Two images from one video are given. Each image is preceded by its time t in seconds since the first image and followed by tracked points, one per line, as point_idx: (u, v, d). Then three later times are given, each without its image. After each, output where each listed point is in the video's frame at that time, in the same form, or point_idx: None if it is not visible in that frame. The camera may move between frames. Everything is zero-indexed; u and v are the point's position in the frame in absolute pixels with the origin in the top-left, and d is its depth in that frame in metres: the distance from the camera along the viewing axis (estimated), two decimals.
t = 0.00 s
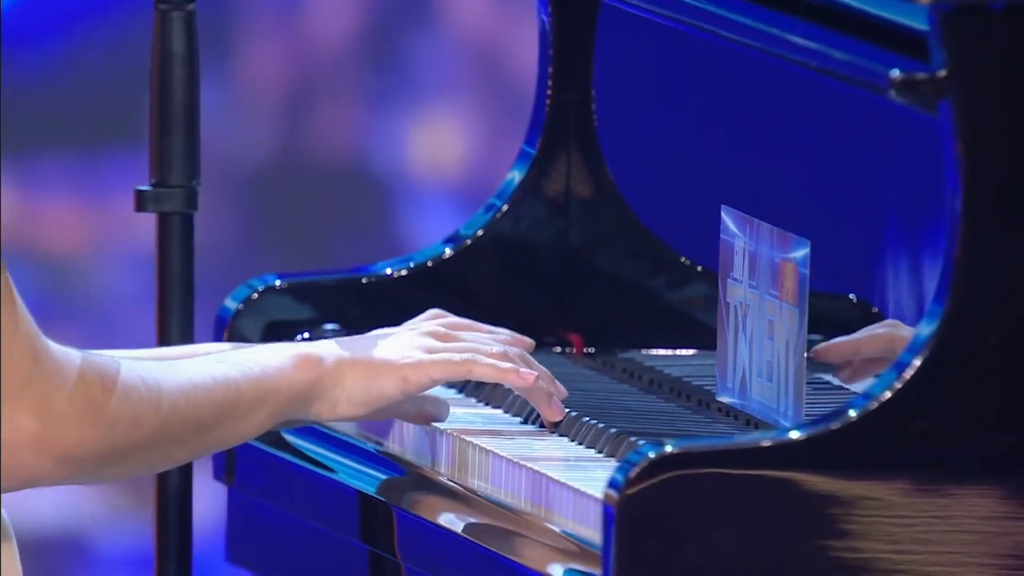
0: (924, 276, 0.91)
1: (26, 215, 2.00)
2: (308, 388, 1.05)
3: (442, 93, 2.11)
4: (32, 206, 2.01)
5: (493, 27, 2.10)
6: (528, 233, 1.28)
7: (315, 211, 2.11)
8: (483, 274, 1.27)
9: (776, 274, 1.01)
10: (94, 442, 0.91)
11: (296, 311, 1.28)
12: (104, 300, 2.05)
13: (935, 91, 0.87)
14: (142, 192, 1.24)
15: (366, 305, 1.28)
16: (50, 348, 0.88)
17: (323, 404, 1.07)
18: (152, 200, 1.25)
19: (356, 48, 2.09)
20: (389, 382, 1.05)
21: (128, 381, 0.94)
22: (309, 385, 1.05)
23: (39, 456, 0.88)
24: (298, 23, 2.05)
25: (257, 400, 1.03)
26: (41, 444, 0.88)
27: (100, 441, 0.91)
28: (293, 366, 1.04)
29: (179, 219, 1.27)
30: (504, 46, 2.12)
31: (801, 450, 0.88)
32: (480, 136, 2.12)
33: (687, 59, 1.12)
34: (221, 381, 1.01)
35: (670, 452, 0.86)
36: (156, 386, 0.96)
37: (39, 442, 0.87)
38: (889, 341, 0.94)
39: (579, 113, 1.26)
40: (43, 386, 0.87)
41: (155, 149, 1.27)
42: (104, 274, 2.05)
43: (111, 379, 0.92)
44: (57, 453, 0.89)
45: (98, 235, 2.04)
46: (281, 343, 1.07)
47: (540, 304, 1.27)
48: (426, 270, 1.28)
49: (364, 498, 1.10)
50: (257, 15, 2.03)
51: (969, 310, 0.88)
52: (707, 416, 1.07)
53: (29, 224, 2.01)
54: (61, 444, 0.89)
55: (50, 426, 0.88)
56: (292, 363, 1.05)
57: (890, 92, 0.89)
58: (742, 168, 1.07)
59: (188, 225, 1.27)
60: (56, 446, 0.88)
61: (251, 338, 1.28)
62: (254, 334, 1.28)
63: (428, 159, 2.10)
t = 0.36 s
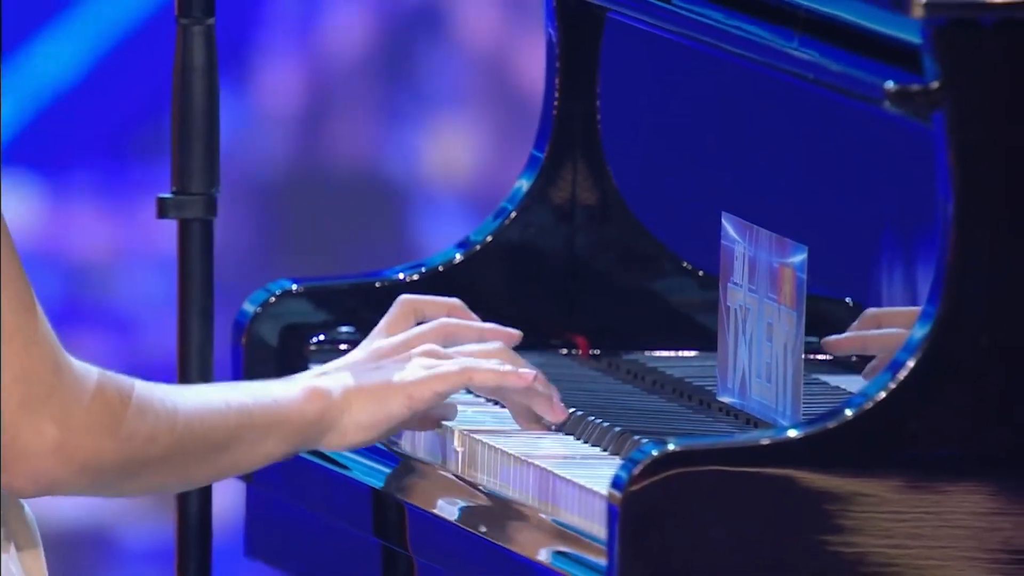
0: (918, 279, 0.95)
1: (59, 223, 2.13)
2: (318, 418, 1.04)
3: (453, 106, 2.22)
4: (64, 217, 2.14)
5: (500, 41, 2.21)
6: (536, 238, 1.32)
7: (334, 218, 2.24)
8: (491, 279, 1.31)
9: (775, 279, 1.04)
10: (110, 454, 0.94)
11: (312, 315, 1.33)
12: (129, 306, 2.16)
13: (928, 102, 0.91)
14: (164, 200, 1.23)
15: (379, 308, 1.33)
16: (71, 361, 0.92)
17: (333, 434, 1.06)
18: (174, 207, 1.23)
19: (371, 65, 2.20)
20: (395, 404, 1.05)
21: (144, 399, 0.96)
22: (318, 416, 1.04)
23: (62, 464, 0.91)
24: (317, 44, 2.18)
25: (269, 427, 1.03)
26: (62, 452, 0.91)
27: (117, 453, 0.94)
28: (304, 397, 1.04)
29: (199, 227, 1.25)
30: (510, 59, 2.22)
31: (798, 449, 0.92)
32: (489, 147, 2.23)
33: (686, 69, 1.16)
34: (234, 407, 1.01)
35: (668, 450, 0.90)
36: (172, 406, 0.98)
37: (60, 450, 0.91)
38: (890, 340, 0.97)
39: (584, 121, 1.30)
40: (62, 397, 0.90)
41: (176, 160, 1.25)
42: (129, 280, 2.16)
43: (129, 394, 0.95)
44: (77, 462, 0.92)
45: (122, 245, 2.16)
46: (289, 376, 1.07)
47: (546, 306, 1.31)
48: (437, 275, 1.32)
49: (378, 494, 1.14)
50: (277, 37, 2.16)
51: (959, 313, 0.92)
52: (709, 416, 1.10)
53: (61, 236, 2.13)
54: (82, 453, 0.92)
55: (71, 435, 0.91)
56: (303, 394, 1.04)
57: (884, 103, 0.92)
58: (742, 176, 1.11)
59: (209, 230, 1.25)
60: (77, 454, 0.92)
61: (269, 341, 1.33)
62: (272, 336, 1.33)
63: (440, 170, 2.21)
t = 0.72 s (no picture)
0: (914, 286, 0.98)
1: (85, 237, 2.01)
2: (337, 401, 1.09)
3: (467, 118, 2.13)
4: (88, 227, 2.02)
5: (516, 55, 2.13)
6: (545, 245, 1.35)
7: (344, 235, 2.14)
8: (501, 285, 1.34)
9: (775, 286, 1.08)
10: (139, 448, 0.98)
11: (329, 320, 1.36)
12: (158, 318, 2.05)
13: (923, 115, 0.95)
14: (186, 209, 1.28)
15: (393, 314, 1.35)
16: (102, 363, 0.96)
17: (351, 414, 1.11)
18: (196, 216, 1.29)
19: (385, 77, 2.11)
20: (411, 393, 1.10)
21: (171, 392, 1.01)
22: (338, 398, 1.09)
23: (92, 462, 0.96)
24: (332, 54, 2.09)
25: (291, 413, 1.08)
26: (93, 450, 0.95)
27: (146, 448, 0.99)
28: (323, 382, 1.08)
29: (220, 236, 1.30)
30: (524, 72, 2.14)
31: (798, 450, 0.95)
32: (501, 162, 2.15)
33: (689, 82, 1.20)
34: (258, 394, 1.06)
35: (673, 450, 0.94)
36: (199, 398, 1.03)
37: (91, 449, 0.95)
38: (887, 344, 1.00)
39: (591, 132, 1.33)
40: (92, 397, 0.94)
41: (198, 169, 1.30)
42: (157, 292, 2.04)
43: (159, 387, 1.00)
44: (107, 458, 0.97)
45: (148, 249, 2.04)
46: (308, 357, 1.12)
47: (553, 313, 1.34)
48: (449, 281, 1.35)
49: (393, 493, 1.18)
50: (292, 46, 2.07)
51: (952, 318, 0.96)
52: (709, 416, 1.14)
53: (87, 249, 2.02)
54: (112, 450, 0.97)
55: (101, 434, 0.96)
56: (323, 377, 1.09)
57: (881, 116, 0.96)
58: (744, 187, 1.14)
59: (230, 239, 1.31)
60: (106, 452, 0.96)
61: (287, 345, 1.36)
62: (290, 341, 1.36)
63: (451, 184, 2.13)
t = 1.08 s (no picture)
0: (906, 301, 1.02)
1: (104, 249, 2.00)
2: (354, 404, 1.10)
3: (477, 140, 2.12)
4: (106, 238, 2.00)
5: (525, 77, 2.12)
6: (551, 262, 1.39)
7: (356, 260, 2.11)
8: (508, 298, 1.38)
9: (773, 300, 1.12)
10: (161, 453, 0.96)
11: (342, 333, 1.38)
12: (175, 329, 2.04)
13: (915, 136, 0.98)
14: (204, 226, 1.45)
15: (408, 333, 1.39)
16: (121, 369, 0.94)
17: (369, 416, 1.11)
18: (214, 233, 1.46)
19: (395, 99, 2.09)
20: (428, 396, 1.14)
21: (190, 399, 0.98)
22: (354, 401, 1.10)
23: (114, 470, 0.94)
24: (342, 75, 2.07)
25: (309, 418, 1.06)
26: (117, 456, 0.93)
27: (167, 454, 0.96)
28: (342, 384, 1.09)
29: (235, 249, 1.48)
30: (532, 95, 2.13)
31: (795, 457, 0.99)
32: (509, 184, 2.14)
33: (688, 100, 1.24)
34: (277, 398, 1.04)
35: (673, 459, 0.98)
36: (218, 403, 1.00)
37: (114, 456, 0.93)
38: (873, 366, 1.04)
39: (594, 148, 1.37)
40: (114, 403, 0.92)
41: (217, 188, 1.47)
42: (175, 304, 2.03)
43: (177, 393, 0.98)
44: (128, 465, 0.94)
45: (167, 263, 2.02)
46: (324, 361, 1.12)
47: (557, 324, 1.38)
48: (458, 296, 1.39)
49: (409, 502, 1.22)
50: (300, 66, 2.05)
51: (941, 330, 0.99)
52: (710, 426, 1.18)
53: (106, 263, 2.00)
54: (135, 457, 0.95)
55: (124, 440, 0.94)
56: (340, 382, 1.09)
57: (874, 136, 1.00)
58: (742, 205, 1.18)
59: (245, 254, 1.48)
60: (130, 458, 0.94)
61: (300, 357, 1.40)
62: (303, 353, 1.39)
63: (459, 205, 2.12)
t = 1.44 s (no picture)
0: (895, 319, 1.06)
1: (126, 268, 2.06)
2: (367, 397, 1.19)
3: (482, 163, 2.18)
4: (128, 256, 2.06)
5: (527, 102, 2.19)
6: (552, 280, 1.42)
7: (367, 282, 2.17)
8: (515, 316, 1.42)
9: (767, 316, 1.16)
10: (185, 450, 1.05)
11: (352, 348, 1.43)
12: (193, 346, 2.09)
13: (904, 158, 1.02)
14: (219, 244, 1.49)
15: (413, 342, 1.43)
16: (149, 371, 1.03)
17: (378, 411, 1.20)
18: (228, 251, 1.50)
19: (403, 126, 2.15)
20: (437, 403, 1.19)
21: (213, 395, 1.08)
22: (367, 395, 1.19)
23: (138, 468, 1.03)
24: (356, 102, 2.13)
25: (327, 409, 1.16)
26: (141, 456, 1.03)
27: (193, 450, 1.06)
28: (354, 379, 1.18)
29: (249, 269, 1.51)
30: (536, 120, 2.20)
31: (788, 468, 1.03)
32: (513, 204, 2.21)
33: (686, 122, 1.28)
34: (293, 394, 1.14)
35: (671, 470, 1.02)
36: (237, 399, 1.10)
37: (140, 454, 1.02)
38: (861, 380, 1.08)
39: (595, 169, 1.41)
40: (140, 405, 1.02)
41: (231, 207, 1.52)
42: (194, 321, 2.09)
43: (202, 392, 1.07)
44: (153, 464, 1.04)
45: (187, 280, 2.09)
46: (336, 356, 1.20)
47: (559, 339, 1.42)
48: (464, 312, 1.43)
49: (412, 510, 1.26)
50: (317, 94, 2.11)
51: (929, 345, 1.03)
52: (707, 438, 1.22)
53: (129, 281, 2.06)
54: (159, 456, 1.04)
55: (149, 439, 1.03)
56: (353, 376, 1.19)
57: (865, 158, 1.04)
58: (738, 224, 1.22)
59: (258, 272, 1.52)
60: (153, 456, 1.03)
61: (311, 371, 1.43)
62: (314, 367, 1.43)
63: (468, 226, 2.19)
